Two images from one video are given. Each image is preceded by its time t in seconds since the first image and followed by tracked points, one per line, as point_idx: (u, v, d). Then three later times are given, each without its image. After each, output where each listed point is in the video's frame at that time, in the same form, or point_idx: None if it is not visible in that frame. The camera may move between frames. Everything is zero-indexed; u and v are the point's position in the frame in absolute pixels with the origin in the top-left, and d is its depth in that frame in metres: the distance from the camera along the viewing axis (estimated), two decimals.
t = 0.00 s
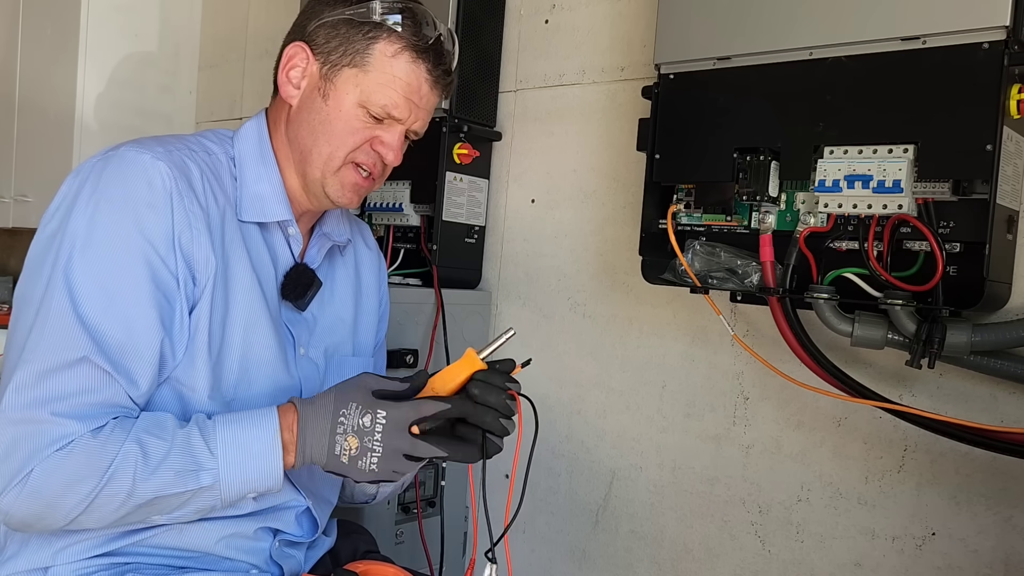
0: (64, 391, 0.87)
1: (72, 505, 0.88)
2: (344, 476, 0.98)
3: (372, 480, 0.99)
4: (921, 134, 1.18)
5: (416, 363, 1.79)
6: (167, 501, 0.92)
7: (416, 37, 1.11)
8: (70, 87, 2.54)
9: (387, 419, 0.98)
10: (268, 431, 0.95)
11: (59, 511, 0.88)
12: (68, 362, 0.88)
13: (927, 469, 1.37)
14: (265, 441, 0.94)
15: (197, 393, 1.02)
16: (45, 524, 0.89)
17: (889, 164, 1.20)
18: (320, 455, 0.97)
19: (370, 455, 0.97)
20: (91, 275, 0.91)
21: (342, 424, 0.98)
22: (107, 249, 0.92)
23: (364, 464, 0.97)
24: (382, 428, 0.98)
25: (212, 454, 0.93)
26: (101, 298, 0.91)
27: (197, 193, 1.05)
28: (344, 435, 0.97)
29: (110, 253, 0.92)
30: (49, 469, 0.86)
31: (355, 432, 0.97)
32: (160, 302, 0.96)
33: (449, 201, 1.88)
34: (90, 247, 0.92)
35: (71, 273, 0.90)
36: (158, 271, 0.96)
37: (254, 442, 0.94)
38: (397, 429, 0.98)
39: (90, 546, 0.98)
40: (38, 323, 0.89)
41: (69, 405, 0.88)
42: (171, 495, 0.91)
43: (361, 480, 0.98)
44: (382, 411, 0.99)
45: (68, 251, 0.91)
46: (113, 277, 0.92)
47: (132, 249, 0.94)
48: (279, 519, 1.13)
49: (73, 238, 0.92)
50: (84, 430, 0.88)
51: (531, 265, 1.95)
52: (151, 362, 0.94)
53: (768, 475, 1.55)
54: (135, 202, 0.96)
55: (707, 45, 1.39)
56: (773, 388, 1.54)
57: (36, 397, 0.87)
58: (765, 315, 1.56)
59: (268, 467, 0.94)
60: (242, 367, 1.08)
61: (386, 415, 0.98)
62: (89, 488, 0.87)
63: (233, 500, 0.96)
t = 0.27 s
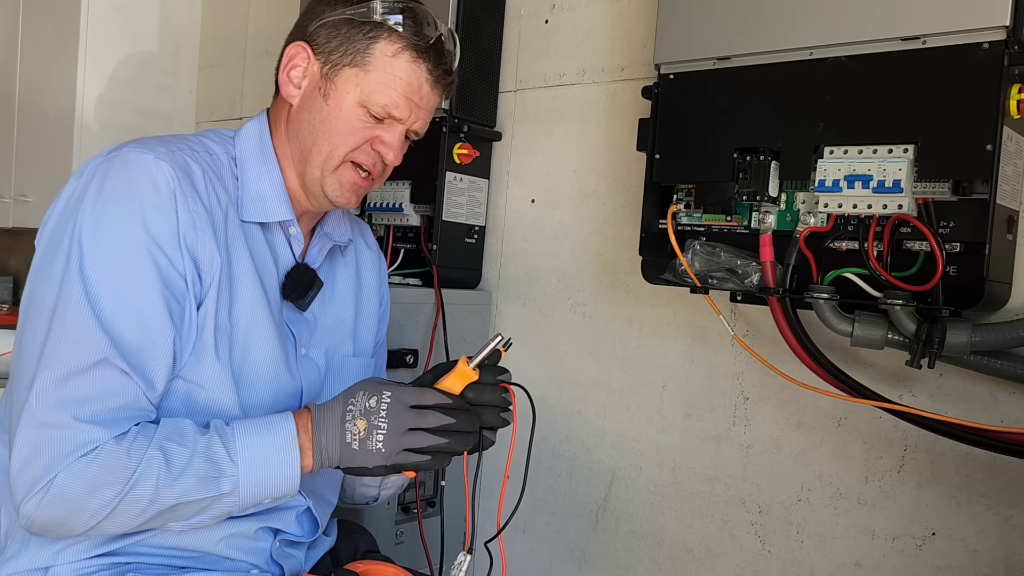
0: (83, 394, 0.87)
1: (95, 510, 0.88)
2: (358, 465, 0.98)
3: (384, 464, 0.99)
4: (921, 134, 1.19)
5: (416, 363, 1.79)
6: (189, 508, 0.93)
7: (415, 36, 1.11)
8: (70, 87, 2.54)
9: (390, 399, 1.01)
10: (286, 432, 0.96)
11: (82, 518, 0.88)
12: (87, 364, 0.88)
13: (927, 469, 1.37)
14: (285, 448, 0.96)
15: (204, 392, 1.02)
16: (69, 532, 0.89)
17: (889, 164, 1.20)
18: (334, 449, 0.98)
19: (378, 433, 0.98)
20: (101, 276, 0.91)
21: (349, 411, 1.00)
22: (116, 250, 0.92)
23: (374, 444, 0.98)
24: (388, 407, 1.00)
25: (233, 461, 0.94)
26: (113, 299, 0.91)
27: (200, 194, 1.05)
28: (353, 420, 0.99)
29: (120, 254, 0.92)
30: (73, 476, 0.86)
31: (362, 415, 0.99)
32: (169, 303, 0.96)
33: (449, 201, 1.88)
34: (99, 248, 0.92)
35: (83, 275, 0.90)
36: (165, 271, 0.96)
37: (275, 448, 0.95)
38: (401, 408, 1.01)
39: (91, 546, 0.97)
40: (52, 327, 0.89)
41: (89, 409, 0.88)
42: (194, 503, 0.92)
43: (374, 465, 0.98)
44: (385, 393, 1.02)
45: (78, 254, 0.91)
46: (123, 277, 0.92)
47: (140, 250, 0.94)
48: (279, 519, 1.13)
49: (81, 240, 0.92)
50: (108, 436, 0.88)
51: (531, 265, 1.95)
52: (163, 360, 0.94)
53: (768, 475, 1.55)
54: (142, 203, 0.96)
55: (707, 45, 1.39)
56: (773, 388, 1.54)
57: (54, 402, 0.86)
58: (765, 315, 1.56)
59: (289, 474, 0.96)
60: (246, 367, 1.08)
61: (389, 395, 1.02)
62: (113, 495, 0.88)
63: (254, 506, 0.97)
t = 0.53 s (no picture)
0: (90, 396, 0.87)
1: (102, 513, 0.88)
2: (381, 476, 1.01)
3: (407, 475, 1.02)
4: (921, 134, 1.19)
5: (416, 364, 1.79)
6: (194, 511, 0.93)
7: (414, 36, 1.11)
8: (70, 87, 2.54)
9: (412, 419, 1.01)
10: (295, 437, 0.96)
11: (89, 520, 0.88)
12: (92, 367, 0.88)
13: (927, 469, 1.37)
14: (289, 453, 0.95)
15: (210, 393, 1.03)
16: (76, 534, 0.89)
17: (889, 164, 1.20)
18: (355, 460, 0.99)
19: (403, 453, 1.00)
20: (109, 278, 0.91)
21: (370, 427, 1.00)
22: (122, 252, 0.92)
23: (399, 462, 1.00)
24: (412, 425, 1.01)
25: (236, 466, 0.93)
26: (120, 301, 0.91)
27: (204, 196, 1.05)
28: (376, 438, 0.99)
29: (126, 256, 0.92)
30: (79, 479, 0.86)
31: (385, 433, 1.00)
32: (176, 304, 0.96)
33: (449, 201, 1.88)
34: (105, 250, 0.92)
35: (89, 278, 0.90)
36: (171, 273, 0.96)
37: (280, 453, 0.95)
38: (424, 429, 1.02)
39: (91, 547, 0.98)
40: (59, 329, 0.89)
41: (96, 411, 0.88)
42: (198, 506, 0.92)
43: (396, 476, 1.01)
44: (408, 414, 1.01)
45: (84, 256, 0.91)
46: (130, 279, 0.92)
47: (146, 251, 0.94)
48: (280, 519, 1.13)
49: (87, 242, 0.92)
50: (111, 439, 0.88)
51: (531, 265, 1.95)
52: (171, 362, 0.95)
53: (768, 475, 1.55)
54: (147, 205, 0.96)
55: (707, 45, 1.39)
56: (773, 388, 1.54)
57: (61, 404, 0.87)
58: (765, 315, 1.56)
59: (294, 479, 0.95)
60: (250, 368, 1.08)
61: (412, 417, 1.01)
62: (117, 499, 0.87)
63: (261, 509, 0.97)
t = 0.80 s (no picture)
0: (73, 392, 0.87)
1: (78, 510, 0.87)
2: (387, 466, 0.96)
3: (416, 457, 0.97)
4: (920, 134, 1.19)
5: (416, 363, 1.79)
6: (172, 514, 0.90)
7: (408, 30, 1.10)
8: (70, 87, 2.54)
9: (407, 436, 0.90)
10: (271, 442, 0.91)
11: (69, 517, 0.88)
12: (73, 365, 0.87)
13: (927, 469, 1.37)
14: (264, 456, 0.91)
15: (209, 391, 1.03)
16: (58, 530, 0.89)
17: (889, 164, 1.20)
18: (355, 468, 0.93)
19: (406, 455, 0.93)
20: (98, 278, 0.91)
21: (361, 446, 0.90)
22: (113, 251, 0.92)
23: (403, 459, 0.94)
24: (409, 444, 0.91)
25: (211, 469, 0.90)
26: (110, 299, 0.91)
27: (201, 196, 1.05)
28: (373, 454, 0.91)
29: (119, 254, 0.92)
30: (57, 475, 0.86)
31: (383, 451, 0.91)
32: (169, 304, 0.95)
33: (449, 201, 1.88)
34: (97, 248, 0.92)
35: (79, 275, 0.90)
36: (166, 272, 0.95)
37: (256, 455, 0.91)
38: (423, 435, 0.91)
39: (89, 547, 0.97)
40: (46, 326, 0.89)
41: (77, 407, 0.87)
42: (173, 509, 0.90)
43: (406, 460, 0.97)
44: (400, 433, 0.89)
45: (76, 253, 0.91)
46: (122, 279, 0.92)
47: (139, 249, 0.93)
48: (280, 520, 1.12)
49: (80, 239, 0.92)
50: (85, 435, 0.87)
51: (530, 265, 1.95)
52: (162, 364, 0.94)
53: (768, 475, 1.55)
54: (142, 203, 0.96)
55: (707, 45, 1.39)
56: (773, 388, 1.54)
57: (47, 399, 0.87)
58: (765, 315, 1.56)
59: (273, 485, 0.92)
60: (248, 368, 1.08)
61: (405, 433, 0.90)
62: (90, 496, 0.87)
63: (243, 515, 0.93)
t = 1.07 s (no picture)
0: (68, 393, 0.87)
1: (73, 509, 0.87)
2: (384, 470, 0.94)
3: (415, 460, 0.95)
4: (920, 134, 1.19)
5: (415, 363, 1.79)
6: (165, 514, 0.90)
7: (399, 26, 1.10)
8: (70, 87, 2.54)
9: (399, 431, 0.89)
10: (263, 441, 0.91)
11: (63, 516, 0.88)
12: (69, 365, 0.87)
13: (927, 469, 1.37)
14: (257, 454, 0.90)
15: (208, 392, 1.03)
16: (54, 530, 0.89)
17: (889, 164, 1.21)
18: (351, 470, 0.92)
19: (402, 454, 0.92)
20: (95, 278, 0.91)
21: (354, 443, 0.90)
22: (110, 251, 0.92)
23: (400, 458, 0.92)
24: (400, 440, 0.90)
25: (204, 468, 0.89)
26: (108, 300, 0.91)
27: (200, 197, 1.05)
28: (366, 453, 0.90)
29: (116, 255, 0.92)
30: (51, 475, 0.86)
31: (376, 447, 0.90)
32: (168, 304, 0.95)
33: (449, 201, 1.88)
34: (95, 249, 0.92)
35: (77, 276, 0.90)
36: (164, 273, 0.95)
37: (250, 453, 0.90)
38: (413, 428, 0.90)
39: (89, 547, 0.97)
40: (43, 326, 0.89)
41: (72, 406, 0.87)
42: (166, 509, 0.89)
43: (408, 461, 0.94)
44: (392, 428, 0.89)
45: (74, 254, 0.91)
46: (119, 280, 0.91)
47: (137, 250, 0.93)
48: (280, 520, 1.12)
49: (78, 240, 0.92)
50: (80, 435, 0.87)
51: (531, 265, 1.95)
52: (159, 365, 0.93)
53: (768, 476, 1.55)
54: (140, 204, 0.96)
55: (707, 45, 1.39)
56: (773, 388, 1.54)
57: (43, 399, 0.87)
58: (765, 315, 1.56)
59: (267, 484, 0.91)
60: (247, 369, 1.08)
61: (398, 429, 0.89)
62: (85, 494, 0.87)
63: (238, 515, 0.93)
